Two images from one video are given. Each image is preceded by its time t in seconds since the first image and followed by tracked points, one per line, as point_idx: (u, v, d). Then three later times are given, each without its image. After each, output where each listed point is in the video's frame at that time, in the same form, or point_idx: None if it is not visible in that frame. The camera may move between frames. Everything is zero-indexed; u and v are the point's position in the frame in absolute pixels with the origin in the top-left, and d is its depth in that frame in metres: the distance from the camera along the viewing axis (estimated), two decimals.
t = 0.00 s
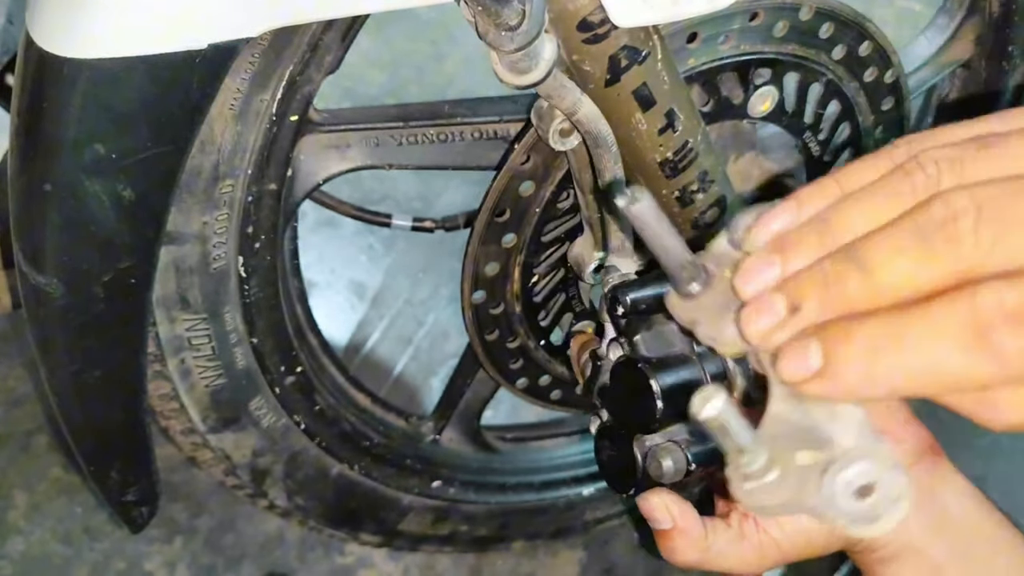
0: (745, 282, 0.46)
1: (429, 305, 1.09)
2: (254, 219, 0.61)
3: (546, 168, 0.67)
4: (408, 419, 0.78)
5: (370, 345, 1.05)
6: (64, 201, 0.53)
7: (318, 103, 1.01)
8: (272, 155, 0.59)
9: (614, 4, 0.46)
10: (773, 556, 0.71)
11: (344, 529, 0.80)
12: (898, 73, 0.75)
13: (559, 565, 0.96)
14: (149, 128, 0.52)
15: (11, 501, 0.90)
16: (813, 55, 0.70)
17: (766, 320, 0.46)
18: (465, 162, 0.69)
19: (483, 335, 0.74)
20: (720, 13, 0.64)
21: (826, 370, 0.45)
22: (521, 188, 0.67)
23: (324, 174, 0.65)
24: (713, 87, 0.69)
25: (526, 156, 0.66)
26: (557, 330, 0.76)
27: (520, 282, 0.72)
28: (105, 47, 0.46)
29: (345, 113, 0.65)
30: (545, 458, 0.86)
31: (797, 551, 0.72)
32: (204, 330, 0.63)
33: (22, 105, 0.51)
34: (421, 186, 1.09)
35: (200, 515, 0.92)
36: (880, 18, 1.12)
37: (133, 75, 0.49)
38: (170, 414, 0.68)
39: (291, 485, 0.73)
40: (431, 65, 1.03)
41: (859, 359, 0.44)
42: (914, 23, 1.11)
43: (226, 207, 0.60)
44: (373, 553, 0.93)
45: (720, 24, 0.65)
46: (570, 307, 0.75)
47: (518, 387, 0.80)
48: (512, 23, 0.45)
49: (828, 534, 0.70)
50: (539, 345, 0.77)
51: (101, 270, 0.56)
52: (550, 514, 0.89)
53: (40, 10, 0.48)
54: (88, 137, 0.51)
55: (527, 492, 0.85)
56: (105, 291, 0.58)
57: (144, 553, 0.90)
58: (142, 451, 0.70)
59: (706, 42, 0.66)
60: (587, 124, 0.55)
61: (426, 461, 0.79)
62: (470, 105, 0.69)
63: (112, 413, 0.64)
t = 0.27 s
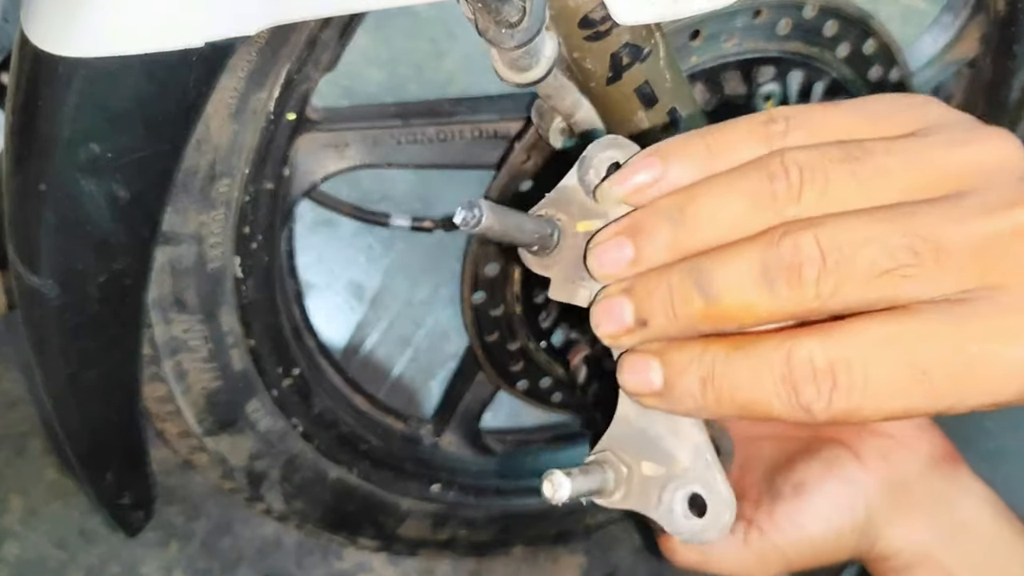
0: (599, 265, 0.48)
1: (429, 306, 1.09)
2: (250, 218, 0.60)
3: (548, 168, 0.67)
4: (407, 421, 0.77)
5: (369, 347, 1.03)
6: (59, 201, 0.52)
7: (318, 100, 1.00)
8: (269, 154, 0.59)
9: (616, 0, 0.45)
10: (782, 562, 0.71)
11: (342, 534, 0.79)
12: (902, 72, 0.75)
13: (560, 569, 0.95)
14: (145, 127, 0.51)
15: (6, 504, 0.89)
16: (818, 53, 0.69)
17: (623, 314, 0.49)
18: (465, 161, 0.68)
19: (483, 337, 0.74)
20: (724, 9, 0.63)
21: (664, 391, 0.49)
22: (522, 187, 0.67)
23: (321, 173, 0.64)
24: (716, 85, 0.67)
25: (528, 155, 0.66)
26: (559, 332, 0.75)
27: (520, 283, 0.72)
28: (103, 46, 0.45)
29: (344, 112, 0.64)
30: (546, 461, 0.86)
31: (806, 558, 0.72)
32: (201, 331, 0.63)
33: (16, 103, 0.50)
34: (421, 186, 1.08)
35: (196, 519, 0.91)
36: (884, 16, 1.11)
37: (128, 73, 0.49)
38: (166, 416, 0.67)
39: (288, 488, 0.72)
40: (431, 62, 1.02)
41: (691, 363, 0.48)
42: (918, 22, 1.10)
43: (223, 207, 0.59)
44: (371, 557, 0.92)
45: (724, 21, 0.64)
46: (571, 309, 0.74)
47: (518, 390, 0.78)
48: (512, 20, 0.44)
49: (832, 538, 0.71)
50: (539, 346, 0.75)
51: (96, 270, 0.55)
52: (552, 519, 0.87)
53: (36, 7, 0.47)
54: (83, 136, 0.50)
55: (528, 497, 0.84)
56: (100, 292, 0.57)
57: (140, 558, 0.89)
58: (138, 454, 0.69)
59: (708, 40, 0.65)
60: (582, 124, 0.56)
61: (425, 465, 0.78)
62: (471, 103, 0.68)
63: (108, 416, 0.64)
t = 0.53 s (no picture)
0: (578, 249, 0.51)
1: (430, 305, 1.09)
2: (250, 219, 0.60)
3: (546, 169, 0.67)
4: (408, 422, 0.76)
5: (369, 347, 1.03)
6: (59, 201, 0.52)
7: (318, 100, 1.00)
8: (269, 154, 0.59)
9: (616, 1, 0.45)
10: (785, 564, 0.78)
11: (342, 534, 0.79)
12: (903, 71, 0.75)
13: (560, 569, 0.95)
14: (145, 127, 0.51)
15: (6, 503, 0.89)
16: (818, 53, 0.69)
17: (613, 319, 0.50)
18: (466, 161, 0.69)
19: (483, 336, 0.74)
20: (725, 9, 0.63)
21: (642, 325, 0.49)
22: (521, 188, 0.67)
23: (322, 173, 0.64)
24: (716, 84, 0.67)
25: (527, 155, 0.66)
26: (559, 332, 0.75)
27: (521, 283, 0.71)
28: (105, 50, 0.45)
29: (345, 112, 0.64)
30: (547, 462, 0.85)
31: (808, 559, 0.78)
32: (201, 331, 0.63)
33: (16, 103, 0.50)
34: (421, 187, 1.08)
35: (197, 518, 0.91)
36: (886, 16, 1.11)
37: (127, 74, 0.49)
38: (166, 416, 0.67)
39: (288, 488, 0.72)
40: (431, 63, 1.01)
41: (664, 318, 0.49)
42: (920, 22, 1.10)
43: (222, 207, 0.59)
44: (371, 557, 0.92)
45: (725, 21, 0.64)
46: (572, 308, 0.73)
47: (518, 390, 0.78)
48: (512, 20, 0.44)
49: (832, 540, 0.77)
50: (539, 347, 0.75)
51: (96, 270, 0.55)
52: (551, 519, 0.87)
53: (36, 8, 0.47)
54: (83, 136, 0.50)
55: (528, 497, 0.84)
56: (101, 292, 0.57)
57: (140, 557, 0.89)
58: (138, 453, 0.69)
59: (709, 40, 0.65)
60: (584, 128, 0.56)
61: (425, 465, 0.78)
62: (471, 103, 0.68)
63: (108, 416, 0.64)
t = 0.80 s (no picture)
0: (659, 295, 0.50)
1: (429, 307, 1.09)
2: (250, 218, 0.60)
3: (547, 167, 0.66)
4: (407, 421, 0.76)
5: (369, 347, 1.03)
6: (59, 201, 0.52)
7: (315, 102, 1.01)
8: (268, 153, 0.58)
9: None
10: (791, 563, 0.86)
11: (342, 534, 0.79)
12: (903, 71, 0.75)
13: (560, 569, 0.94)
14: (144, 127, 0.51)
15: (6, 504, 0.89)
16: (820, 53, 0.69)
17: (655, 341, 0.49)
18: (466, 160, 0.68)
19: (483, 337, 0.73)
20: (727, 7, 0.64)
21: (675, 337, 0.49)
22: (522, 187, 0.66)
23: (321, 172, 0.63)
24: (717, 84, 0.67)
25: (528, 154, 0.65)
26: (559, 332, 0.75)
27: (520, 282, 0.71)
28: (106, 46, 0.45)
29: (344, 111, 0.64)
30: (549, 462, 0.85)
31: (809, 558, 0.86)
32: (201, 331, 0.62)
33: (15, 103, 0.50)
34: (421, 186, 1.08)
35: (196, 519, 0.90)
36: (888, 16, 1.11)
37: (126, 72, 0.48)
38: (165, 417, 0.67)
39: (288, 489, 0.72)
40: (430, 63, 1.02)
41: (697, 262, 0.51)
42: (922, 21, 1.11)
43: (221, 207, 0.59)
44: (371, 557, 0.92)
45: (727, 19, 0.65)
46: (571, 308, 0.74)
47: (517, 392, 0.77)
48: (512, 19, 0.44)
49: (836, 539, 0.85)
50: (539, 347, 0.75)
51: (94, 270, 0.55)
52: (552, 519, 0.87)
53: (36, 8, 0.47)
54: (82, 135, 0.50)
55: (526, 497, 0.84)
56: (99, 292, 0.56)
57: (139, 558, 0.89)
58: (137, 453, 0.69)
59: (710, 39, 0.65)
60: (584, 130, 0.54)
61: (425, 465, 0.77)
62: (470, 103, 0.68)
63: (107, 416, 0.63)
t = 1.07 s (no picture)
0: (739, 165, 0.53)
1: (429, 306, 1.09)
2: (252, 219, 0.61)
3: (547, 168, 0.66)
4: (408, 421, 0.78)
5: (370, 348, 1.03)
6: (62, 202, 0.52)
7: (317, 101, 1.04)
8: (270, 154, 0.59)
9: (615, 2, 0.46)
10: None
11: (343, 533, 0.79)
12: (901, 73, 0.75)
13: (560, 568, 0.95)
14: (146, 128, 0.51)
15: (8, 503, 0.89)
16: (818, 55, 0.70)
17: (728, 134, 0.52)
18: (466, 162, 0.69)
19: (483, 337, 0.74)
20: (724, 9, 0.64)
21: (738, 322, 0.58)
22: (522, 189, 0.67)
23: (324, 173, 0.64)
24: (715, 86, 0.68)
25: (528, 156, 0.65)
26: (558, 332, 0.76)
27: (520, 283, 0.71)
28: (110, 49, 0.45)
29: (345, 112, 0.64)
30: (547, 461, 0.86)
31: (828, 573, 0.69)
32: (203, 332, 0.63)
33: (18, 104, 0.51)
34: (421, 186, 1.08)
35: (198, 518, 0.91)
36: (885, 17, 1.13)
37: (128, 73, 0.49)
38: (168, 417, 0.67)
39: (290, 488, 0.72)
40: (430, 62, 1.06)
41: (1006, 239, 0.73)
42: (918, 23, 1.12)
43: (223, 207, 0.59)
44: (372, 556, 0.93)
45: (725, 21, 0.64)
46: (571, 309, 0.75)
47: (518, 389, 0.78)
48: (512, 21, 0.44)
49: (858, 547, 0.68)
50: (539, 347, 0.76)
51: (97, 271, 0.56)
52: (551, 518, 0.88)
53: (38, 9, 0.47)
54: (85, 137, 0.50)
55: (527, 496, 0.84)
56: (102, 293, 0.57)
57: (141, 557, 0.89)
58: (140, 453, 0.69)
59: (709, 42, 0.65)
60: (578, 138, 0.56)
61: (425, 464, 0.78)
62: (472, 103, 0.68)
63: (110, 416, 0.64)
